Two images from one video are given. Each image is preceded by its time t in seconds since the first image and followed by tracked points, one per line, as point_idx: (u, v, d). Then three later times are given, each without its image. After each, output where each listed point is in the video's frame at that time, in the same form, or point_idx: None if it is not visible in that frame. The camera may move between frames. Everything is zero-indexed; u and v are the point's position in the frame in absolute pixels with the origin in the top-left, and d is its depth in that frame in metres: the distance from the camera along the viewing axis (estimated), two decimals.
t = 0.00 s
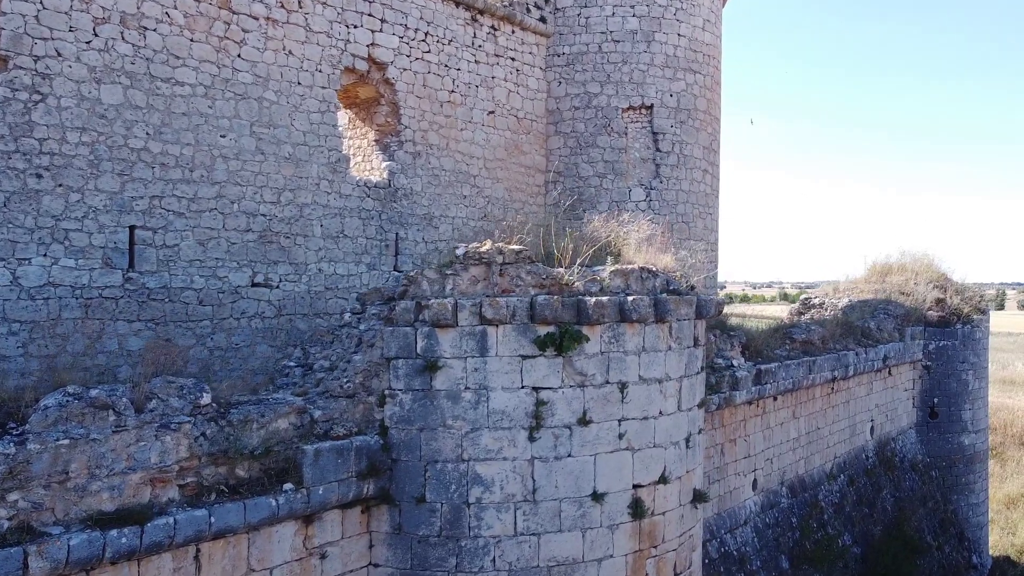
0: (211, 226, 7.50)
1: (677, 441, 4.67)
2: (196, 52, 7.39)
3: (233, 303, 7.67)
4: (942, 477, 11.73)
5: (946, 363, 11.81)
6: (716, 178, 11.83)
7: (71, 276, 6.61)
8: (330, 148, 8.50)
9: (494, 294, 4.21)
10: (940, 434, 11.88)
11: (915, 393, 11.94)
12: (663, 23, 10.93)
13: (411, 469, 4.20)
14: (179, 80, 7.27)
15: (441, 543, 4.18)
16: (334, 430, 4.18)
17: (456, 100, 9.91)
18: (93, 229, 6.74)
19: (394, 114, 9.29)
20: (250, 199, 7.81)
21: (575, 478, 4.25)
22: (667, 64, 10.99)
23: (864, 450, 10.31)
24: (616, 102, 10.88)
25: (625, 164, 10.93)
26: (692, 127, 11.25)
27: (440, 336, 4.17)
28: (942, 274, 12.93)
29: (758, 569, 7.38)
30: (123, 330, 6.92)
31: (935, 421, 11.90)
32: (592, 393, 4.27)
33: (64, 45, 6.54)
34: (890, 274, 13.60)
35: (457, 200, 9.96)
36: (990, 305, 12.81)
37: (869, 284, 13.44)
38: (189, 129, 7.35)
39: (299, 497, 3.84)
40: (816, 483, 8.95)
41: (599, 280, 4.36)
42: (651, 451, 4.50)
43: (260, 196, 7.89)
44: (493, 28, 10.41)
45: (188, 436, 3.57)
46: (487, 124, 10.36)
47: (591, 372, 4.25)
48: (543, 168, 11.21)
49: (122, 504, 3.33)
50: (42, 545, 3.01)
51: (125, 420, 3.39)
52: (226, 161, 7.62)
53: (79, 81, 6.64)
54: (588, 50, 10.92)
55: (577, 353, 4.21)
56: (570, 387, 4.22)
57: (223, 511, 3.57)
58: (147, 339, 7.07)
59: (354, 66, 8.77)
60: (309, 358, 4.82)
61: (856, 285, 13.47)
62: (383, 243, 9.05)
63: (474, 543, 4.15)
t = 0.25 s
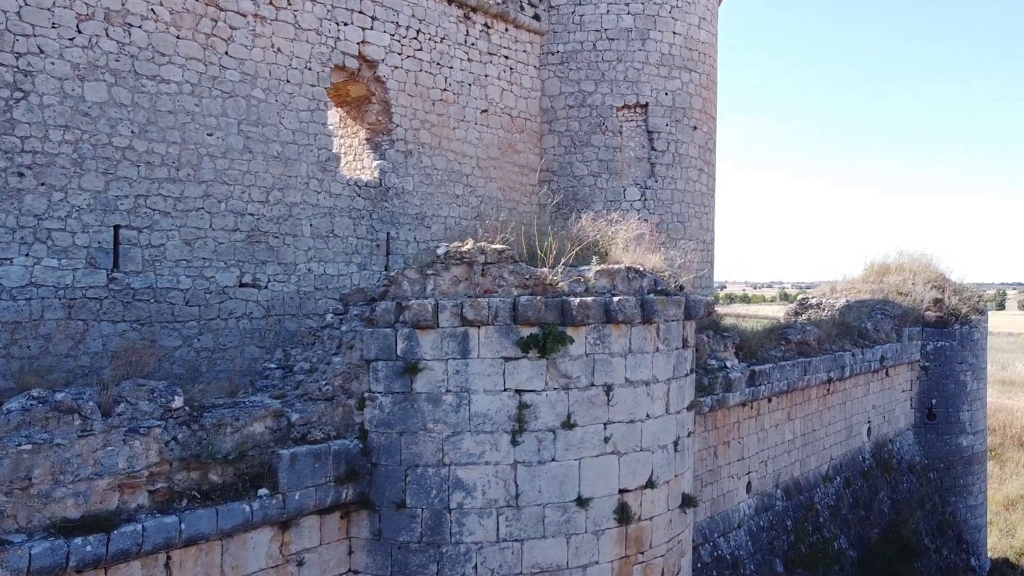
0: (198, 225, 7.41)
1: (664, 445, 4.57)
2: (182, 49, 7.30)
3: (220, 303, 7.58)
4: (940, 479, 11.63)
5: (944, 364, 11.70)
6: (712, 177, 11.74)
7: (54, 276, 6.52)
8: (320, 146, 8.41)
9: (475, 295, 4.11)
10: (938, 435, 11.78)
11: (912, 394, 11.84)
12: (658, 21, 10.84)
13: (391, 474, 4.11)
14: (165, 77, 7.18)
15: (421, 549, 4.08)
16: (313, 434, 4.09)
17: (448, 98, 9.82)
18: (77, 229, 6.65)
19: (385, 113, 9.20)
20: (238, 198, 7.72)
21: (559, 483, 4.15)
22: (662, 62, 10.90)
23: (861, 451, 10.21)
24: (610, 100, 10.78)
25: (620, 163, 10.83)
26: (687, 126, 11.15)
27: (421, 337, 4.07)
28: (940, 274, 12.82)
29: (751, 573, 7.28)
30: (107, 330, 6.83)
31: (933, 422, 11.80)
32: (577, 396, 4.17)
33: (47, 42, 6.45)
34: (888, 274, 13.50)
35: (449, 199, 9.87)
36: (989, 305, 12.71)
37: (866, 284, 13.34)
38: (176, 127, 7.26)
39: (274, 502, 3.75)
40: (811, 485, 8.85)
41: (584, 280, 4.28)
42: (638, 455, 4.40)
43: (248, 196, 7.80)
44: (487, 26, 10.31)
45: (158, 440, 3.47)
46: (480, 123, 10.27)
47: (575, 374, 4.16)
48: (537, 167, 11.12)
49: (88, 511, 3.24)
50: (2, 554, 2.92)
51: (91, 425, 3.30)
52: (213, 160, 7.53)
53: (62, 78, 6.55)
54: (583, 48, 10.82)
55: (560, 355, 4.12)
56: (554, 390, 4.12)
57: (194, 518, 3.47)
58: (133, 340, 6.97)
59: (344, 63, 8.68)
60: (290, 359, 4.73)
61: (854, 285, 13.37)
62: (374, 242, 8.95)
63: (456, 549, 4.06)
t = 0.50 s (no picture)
0: (187, 225, 7.33)
1: (654, 449, 4.47)
2: (171, 47, 7.22)
3: (210, 303, 7.50)
4: (941, 481, 11.52)
5: (945, 365, 11.59)
6: (710, 177, 11.63)
7: (39, 277, 6.44)
8: (311, 145, 8.32)
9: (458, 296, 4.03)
10: (939, 437, 11.66)
11: (913, 396, 11.73)
12: (655, 19, 10.74)
13: (373, 478, 4.02)
14: (153, 76, 7.10)
15: (403, 556, 3.99)
16: (292, 439, 4.00)
17: (443, 97, 9.73)
18: (63, 229, 6.57)
19: (378, 112, 9.12)
20: (228, 198, 7.63)
21: (545, 488, 4.06)
22: (659, 60, 10.80)
23: (860, 454, 10.10)
24: (607, 99, 10.68)
25: (616, 162, 10.74)
26: (685, 124, 11.05)
27: (402, 339, 3.98)
28: (940, 274, 12.71)
29: None
30: (94, 331, 6.75)
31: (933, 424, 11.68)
32: (562, 399, 4.08)
33: (32, 40, 6.37)
34: (888, 275, 13.38)
35: (443, 198, 9.78)
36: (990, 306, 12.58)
37: (866, 284, 13.23)
38: (164, 125, 7.18)
39: (250, 508, 3.66)
40: (809, 488, 8.75)
41: (570, 280, 4.19)
42: (626, 459, 4.31)
43: (239, 195, 7.72)
44: (482, 24, 10.22)
45: (129, 445, 3.39)
46: (475, 122, 10.18)
47: (561, 377, 4.06)
48: (533, 167, 11.03)
49: (56, 518, 3.16)
50: None
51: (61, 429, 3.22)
52: (203, 159, 7.44)
53: (48, 76, 6.47)
54: (579, 47, 10.73)
55: (546, 357, 4.02)
56: (539, 393, 4.03)
57: (167, 524, 3.38)
58: (120, 341, 6.90)
59: (336, 62, 8.59)
60: (272, 362, 4.64)
61: (854, 286, 13.26)
62: (367, 242, 8.87)
63: (438, 556, 3.97)
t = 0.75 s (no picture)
0: (180, 225, 7.26)
1: (645, 452, 4.38)
2: (164, 45, 7.16)
3: (203, 304, 7.43)
4: (945, 483, 11.39)
5: (949, 367, 11.46)
6: (711, 176, 11.53)
7: (29, 277, 6.38)
8: (306, 144, 8.25)
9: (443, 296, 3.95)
10: (943, 439, 11.53)
11: (917, 397, 11.60)
12: (655, 17, 10.65)
13: (357, 483, 3.94)
14: (145, 74, 7.04)
15: (387, 562, 3.91)
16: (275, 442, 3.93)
17: (440, 96, 9.65)
18: (53, 229, 6.51)
19: (375, 111, 9.05)
20: (221, 197, 7.57)
21: (533, 493, 3.97)
22: (659, 58, 10.70)
23: (862, 456, 9.98)
24: (606, 98, 10.59)
25: (616, 162, 10.64)
26: (685, 123, 10.94)
27: (387, 340, 3.90)
28: (945, 275, 12.57)
29: None
30: (86, 332, 6.69)
31: (937, 426, 11.56)
32: (551, 402, 3.99)
33: (22, 38, 6.32)
34: (892, 275, 13.25)
35: (441, 198, 9.70)
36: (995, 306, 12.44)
37: (869, 284, 13.10)
38: (156, 124, 7.11)
39: (230, 513, 3.58)
40: (810, 490, 8.64)
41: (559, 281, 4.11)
42: (617, 463, 4.21)
43: (232, 194, 7.65)
44: (480, 23, 10.14)
45: (103, 449, 3.32)
46: (474, 121, 10.10)
47: (549, 379, 3.97)
48: (533, 166, 10.94)
49: (27, 524, 3.09)
50: None
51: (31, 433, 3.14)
52: (196, 158, 7.38)
53: (38, 75, 6.42)
54: (578, 45, 10.64)
55: (533, 359, 3.93)
56: (526, 396, 3.94)
57: (142, 530, 3.31)
58: (112, 342, 6.83)
59: (332, 60, 8.52)
60: (257, 363, 4.57)
61: (857, 286, 13.14)
62: (363, 242, 8.80)
63: (423, 562, 3.88)
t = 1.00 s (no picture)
0: (174, 224, 7.21)
1: (637, 456, 4.28)
2: (158, 43, 7.10)
3: (198, 304, 7.37)
4: (951, 486, 11.23)
5: (956, 367, 11.31)
6: (714, 175, 11.41)
7: (20, 277, 6.33)
8: (303, 143, 8.19)
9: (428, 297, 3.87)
10: (950, 441, 11.38)
11: (923, 398, 11.45)
12: (657, 14, 10.54)
13: (340, 487, 3.86)
14: (139, 72, 6.99)
15: (371, 567, 3.83)
16: (256, 445, 3.85)
17: (439, 94, 9.57)
18: (45, 228, 6.46)
19: (373, 109, 8.97)
20: (216, 196, 7.51)
21: (520, 497, 3.88)
22: (661, 56, 10.59)
23: (867, 458, 9.84)
24: (608, 96, 10.50)
25: (618, 160, 10.54)
26: (688, 121, 10.83)
27: (371, 341, 3.82)
28: (952, 274, 12.42)
29: None
30: (78, 332, 6.63)
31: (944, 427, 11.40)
32: (539, 405, 3.90)
33: (13, 35, 6.26)
34: (899, 274, 13.10)
35: (440, 197, 9.62)
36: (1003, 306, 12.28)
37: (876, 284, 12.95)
38: (150, 123, 7.06)
39: (208, 518, 3.51)
40: (813, 493, 8.52)
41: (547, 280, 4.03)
42: (607, 467, 4.12)
43: (227, 194, 7.59)
44: (480, 20, 10.05)
45: (76, 453, 3.25)
46: (473, 119, 10.02)
47: (537, 381, 3.88)
48: (533, 165, 10.85)
49: None
50: None
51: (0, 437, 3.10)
52: (190, 157, 7.32)
53: (29, 73, 6.36)
54: (579, 43, 10.54)
55: (521, 361, 3.84)
56: (513, 398, 3.85)
57: (116, 535, 3.24)
58: (104, 342, 6.78)
59: (329, 58, 8.45)
60: (242, 364, 4.49)
61: (863, 286, 12.98)
62: (361, 242, 8.73)
63: (408, 568, 3.80)
